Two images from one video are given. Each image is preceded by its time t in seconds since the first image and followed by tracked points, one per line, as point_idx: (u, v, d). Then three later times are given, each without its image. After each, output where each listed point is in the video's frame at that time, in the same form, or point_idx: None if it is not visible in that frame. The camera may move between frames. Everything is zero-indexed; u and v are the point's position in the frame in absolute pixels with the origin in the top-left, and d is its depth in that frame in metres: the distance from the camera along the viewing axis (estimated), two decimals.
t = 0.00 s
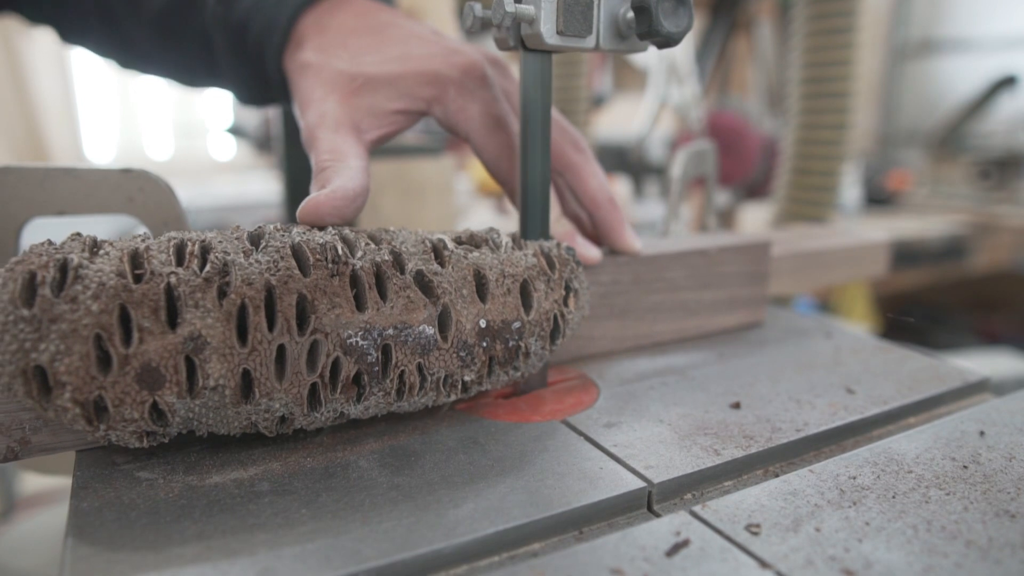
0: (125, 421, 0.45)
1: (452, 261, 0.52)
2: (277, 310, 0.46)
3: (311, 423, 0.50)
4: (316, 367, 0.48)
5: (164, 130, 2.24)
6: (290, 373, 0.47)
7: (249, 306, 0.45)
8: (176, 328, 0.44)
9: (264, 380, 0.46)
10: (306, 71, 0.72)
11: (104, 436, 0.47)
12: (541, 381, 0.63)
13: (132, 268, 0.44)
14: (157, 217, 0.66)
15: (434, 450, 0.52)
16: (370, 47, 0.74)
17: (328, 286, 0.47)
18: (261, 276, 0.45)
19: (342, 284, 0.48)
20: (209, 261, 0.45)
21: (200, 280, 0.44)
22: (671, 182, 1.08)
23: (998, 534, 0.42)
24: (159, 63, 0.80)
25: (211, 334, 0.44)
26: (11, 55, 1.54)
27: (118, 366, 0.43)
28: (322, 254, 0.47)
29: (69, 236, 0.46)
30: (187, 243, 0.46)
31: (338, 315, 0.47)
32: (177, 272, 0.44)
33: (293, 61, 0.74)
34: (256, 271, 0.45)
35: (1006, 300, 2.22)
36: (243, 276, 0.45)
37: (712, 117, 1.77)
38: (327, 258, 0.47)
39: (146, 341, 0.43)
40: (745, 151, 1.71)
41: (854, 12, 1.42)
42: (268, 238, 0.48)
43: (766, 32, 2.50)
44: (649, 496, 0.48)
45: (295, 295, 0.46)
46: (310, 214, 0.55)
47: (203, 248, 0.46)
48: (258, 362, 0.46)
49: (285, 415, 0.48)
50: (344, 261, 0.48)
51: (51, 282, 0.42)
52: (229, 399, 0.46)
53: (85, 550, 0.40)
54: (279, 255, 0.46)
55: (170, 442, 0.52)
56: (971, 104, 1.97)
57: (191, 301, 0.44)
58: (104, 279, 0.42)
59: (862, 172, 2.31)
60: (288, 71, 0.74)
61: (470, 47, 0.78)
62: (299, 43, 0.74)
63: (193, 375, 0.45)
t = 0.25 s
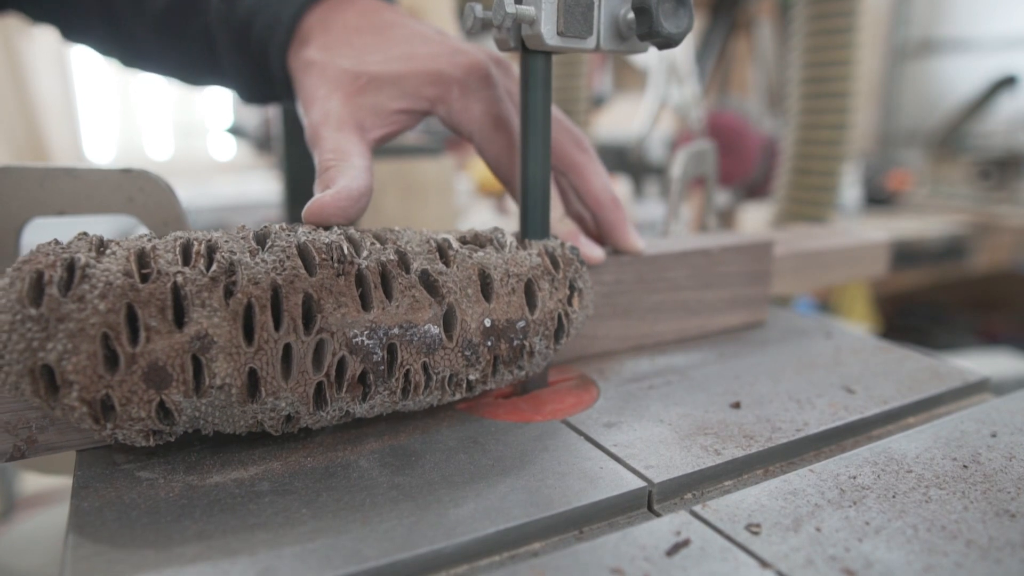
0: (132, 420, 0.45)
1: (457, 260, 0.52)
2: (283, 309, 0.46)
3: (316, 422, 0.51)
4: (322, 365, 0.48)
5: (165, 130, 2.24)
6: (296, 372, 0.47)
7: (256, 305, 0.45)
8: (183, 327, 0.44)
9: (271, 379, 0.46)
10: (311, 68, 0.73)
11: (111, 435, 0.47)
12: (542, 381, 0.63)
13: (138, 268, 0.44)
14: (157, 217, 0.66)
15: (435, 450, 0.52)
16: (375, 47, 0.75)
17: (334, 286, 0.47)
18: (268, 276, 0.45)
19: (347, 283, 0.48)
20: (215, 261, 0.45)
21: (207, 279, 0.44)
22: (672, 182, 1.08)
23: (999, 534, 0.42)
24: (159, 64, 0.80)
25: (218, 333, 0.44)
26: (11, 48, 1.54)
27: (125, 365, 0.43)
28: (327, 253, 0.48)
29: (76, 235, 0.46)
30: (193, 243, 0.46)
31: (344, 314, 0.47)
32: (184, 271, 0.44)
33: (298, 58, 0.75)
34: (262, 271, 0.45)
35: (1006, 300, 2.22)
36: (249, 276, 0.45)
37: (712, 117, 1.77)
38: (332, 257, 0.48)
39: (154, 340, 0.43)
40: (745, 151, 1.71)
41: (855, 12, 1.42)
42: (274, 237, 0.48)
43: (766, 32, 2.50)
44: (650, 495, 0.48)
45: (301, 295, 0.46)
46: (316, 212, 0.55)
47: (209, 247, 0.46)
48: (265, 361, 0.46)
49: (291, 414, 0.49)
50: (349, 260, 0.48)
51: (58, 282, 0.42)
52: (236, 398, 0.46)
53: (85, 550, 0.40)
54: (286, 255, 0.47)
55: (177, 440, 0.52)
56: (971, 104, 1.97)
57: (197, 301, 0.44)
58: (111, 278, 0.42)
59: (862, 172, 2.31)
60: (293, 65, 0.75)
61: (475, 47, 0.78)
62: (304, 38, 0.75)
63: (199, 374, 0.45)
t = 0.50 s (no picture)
0: (186, 411, 0.46)
1: (497, 256, 0.54)
2: (334, 303, 0.47)
3: (361, 414, 0.52)
4: (370, 358, 0.49)
5: (165, 130, 2.24)
6: (345, 364, 0.48)
7: (307, 299, 0.46)
8: (237, 320, 0.45)
9: (321, 370, 0.47)
10: (346, 64, 0.74)
11: (164, 427, 0.48)
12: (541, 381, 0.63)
13: (193, 263, 0.45)
14: (158, 218, 0.66)
15: (434, 450, 0.52)
16: (411, 45, 0.75)
17: (381, 280, 0.48)
18: (318, 271, 0.46)
19: (394, 278, 0.49)
20: (268, 256, 0.46)
21: (260, 273, 0.45)
22: (671, 182, 1.08)
23: (999, 535, 0.42)
24: (159, 65, 0.79)
25: (271, 326, 0.45)
26: (13, 46, 1.53)
27: (182, 357, 0.44)
28: (374, 249, 0.49)
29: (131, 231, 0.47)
30: (244, 238, 0.47)
31: (392, 308, 0.48)
32: (238, 266, 0.45)
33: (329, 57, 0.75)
34: (313, 265, 0.46)
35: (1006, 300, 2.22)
36: (300, 270, 0.46)
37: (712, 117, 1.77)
38: (379, 253, 0.49)
39: (209, 332, 0.44)
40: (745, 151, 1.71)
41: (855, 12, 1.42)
42: (322, 234, 0.49)
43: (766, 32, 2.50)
44: (649, 496, 0.48)
45: (351, 289, 0.47)
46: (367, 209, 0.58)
47: (260, 243, 0.47)
48: (316, 353, 0.47)
49: (338, 405, 0.50)
50: (395, 256, 0.50)
51: (117, 276, 0.43)
52: (287, 390, 0.47)
53: (84, 551, 0.40)
54: (333, 251, 0.48)
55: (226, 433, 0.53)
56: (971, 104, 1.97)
57: (252, 294, 0.45)
58: (168, 273, 0.43)
59: (862, 172, 2.31)
60: (326, 61, 0.76)
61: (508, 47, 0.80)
62: (341, 33, 0.75)
63: (252, 366, 0.46)
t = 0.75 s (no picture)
0: (229, 403, 0.47)
1: (528, 253, 0.55)
2: (373, 298, 0.48)
3: (396, 406, 0.53)
4: (406, 352, 0.50)
5: (165, 130, 2.23)
6: (383, 358, 0.49)
7: (347, 294, 0.47)
8: (279, 315, 0.46)
9: (359, 364, 0.48)
10: (374, 63, 0.75)
11: (205, 419, 0.49)
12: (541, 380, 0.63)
13: (235, 259, 0.46)
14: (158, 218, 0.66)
15: (434, 450, 0.52)
16: (439, 44, 0.76)
17: (417, 276, 0.50)
18: (356, 267, 0.48)
19: (429, 273, 0.50)
20: (308, 252, 0.47)
21: (301, 269, 0.47)
22: (671, 182, 1.08)
23: (999, 535, 0.42)
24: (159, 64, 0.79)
25: (312, 320, 0.46)
26: (11, 42, 1.52)
27: (226, 350, 0.45)
28: (410, 246, 0.50)
29: (173, 227, 0.48)
30: (284, 235, 0.49)
31: (428, 303, 0.50)
32: (279, 262, 0.47)
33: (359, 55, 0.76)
34: (351, 262, 0.48)
35: (1006, 300, 2.22)
36: (339, 266, 0.47)
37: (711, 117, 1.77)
38: (415, 249, 0.50)
39: (253, 327, 0.45)
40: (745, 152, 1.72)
41: (855, 11, 1.42)
42: (359, 231, 0.51)
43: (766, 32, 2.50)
44: (649, 495, 0.48)
45: (388, 284, 0.49)
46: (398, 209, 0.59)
47: (299, 239, 0.49)
48: (355, 347, 0.48)
49: (374, 398, 0.51)
50: (430, 252, 0.51)
51: (163, 271, 0.44)
52: (326, 383, 0.48)
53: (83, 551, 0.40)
54: (371, 246, 0.49)
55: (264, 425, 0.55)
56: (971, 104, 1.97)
57: (293, 289, 0.46)
58: (212, 268, 0.45)
59: (862, 172, 2.31)
60: (354, 57, 0.76)
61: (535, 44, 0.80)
62: (370, 30, 0.76)
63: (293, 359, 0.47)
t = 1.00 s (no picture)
0: (278, 395, 0.48)
1: (563, 249, 0.57)
2: (417, 292, 0.49)
3: (437, 398, 0.54)
4: (448, 345, 0.51)
5: (165, 130, 2.23)
6: (426, 351, 0.50)
7: (392, 288, 0.49)
8: (328, 308, 0.47)
9: (403, 357, 0.49)
10: (405, 63, 0.78)
11: (252, 411, 0.50)
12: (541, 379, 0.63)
13: (283, 255, 0.48)
14: (158, 217, 0.66)
15: (434, 450, 0.52)
16: (471, 46, 0.79)
17: (458, 271, 0.51)
18: (400, 262, 0.49)
19: (470, 269, 0.52)
20: (353, 248, 0.49)
21: (347, 265, 0.48)
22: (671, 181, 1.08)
23: (998, 534, 0.42)
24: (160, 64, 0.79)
25: (359, 314, 0.48)
26: (11, 39, 1.51)
27: (276, 343, 0.46)
28: (450, 242, 0.52)
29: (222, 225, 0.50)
30: (329, 232, 0.50)
31: (470, 297, 0.51)
32: (326, 257, 0.48)
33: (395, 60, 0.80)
34: (396, 257, 0.49)
35: (1006, 300, 2.22)
36: (384, 262, 0.49)
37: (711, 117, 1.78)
38: (455, 245, 0.52)
39: (302, 320, 0.46)
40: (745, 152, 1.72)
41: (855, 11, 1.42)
42: (401, 227, 0.52)
43: (766, 32, 2.50)
44: (649, 495, 0.48)
45: (432, 279, 0.50)
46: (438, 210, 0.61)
47: (343, 236, 0.50)
48: (399, 340, 0.49)
49: (416, 390, 0.52)
50: (470, 248, 0.52)
51: (215, 266, 0.46)
52: (371, 374, 0.49)
53: (83, 552, 0.40)
54: (413, 242, 0.51)
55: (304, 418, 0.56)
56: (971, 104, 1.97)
57: (341, 283, 0.47)
58: (262, 263, 0.46)
59: (862, 172, 2.31)
60: (388, 56, 0.80)
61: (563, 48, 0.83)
62: (403, 31, 0.79)
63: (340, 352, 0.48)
